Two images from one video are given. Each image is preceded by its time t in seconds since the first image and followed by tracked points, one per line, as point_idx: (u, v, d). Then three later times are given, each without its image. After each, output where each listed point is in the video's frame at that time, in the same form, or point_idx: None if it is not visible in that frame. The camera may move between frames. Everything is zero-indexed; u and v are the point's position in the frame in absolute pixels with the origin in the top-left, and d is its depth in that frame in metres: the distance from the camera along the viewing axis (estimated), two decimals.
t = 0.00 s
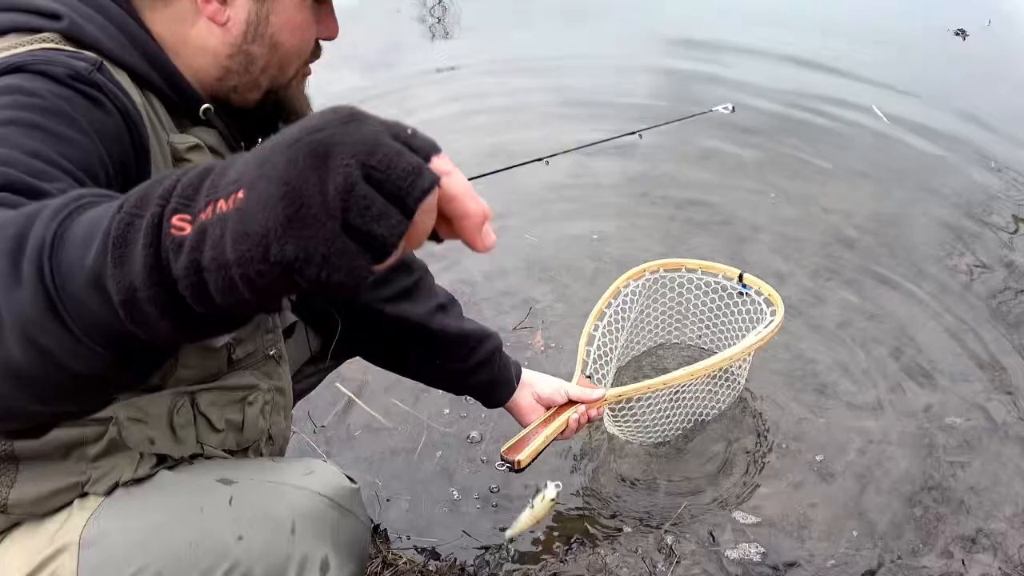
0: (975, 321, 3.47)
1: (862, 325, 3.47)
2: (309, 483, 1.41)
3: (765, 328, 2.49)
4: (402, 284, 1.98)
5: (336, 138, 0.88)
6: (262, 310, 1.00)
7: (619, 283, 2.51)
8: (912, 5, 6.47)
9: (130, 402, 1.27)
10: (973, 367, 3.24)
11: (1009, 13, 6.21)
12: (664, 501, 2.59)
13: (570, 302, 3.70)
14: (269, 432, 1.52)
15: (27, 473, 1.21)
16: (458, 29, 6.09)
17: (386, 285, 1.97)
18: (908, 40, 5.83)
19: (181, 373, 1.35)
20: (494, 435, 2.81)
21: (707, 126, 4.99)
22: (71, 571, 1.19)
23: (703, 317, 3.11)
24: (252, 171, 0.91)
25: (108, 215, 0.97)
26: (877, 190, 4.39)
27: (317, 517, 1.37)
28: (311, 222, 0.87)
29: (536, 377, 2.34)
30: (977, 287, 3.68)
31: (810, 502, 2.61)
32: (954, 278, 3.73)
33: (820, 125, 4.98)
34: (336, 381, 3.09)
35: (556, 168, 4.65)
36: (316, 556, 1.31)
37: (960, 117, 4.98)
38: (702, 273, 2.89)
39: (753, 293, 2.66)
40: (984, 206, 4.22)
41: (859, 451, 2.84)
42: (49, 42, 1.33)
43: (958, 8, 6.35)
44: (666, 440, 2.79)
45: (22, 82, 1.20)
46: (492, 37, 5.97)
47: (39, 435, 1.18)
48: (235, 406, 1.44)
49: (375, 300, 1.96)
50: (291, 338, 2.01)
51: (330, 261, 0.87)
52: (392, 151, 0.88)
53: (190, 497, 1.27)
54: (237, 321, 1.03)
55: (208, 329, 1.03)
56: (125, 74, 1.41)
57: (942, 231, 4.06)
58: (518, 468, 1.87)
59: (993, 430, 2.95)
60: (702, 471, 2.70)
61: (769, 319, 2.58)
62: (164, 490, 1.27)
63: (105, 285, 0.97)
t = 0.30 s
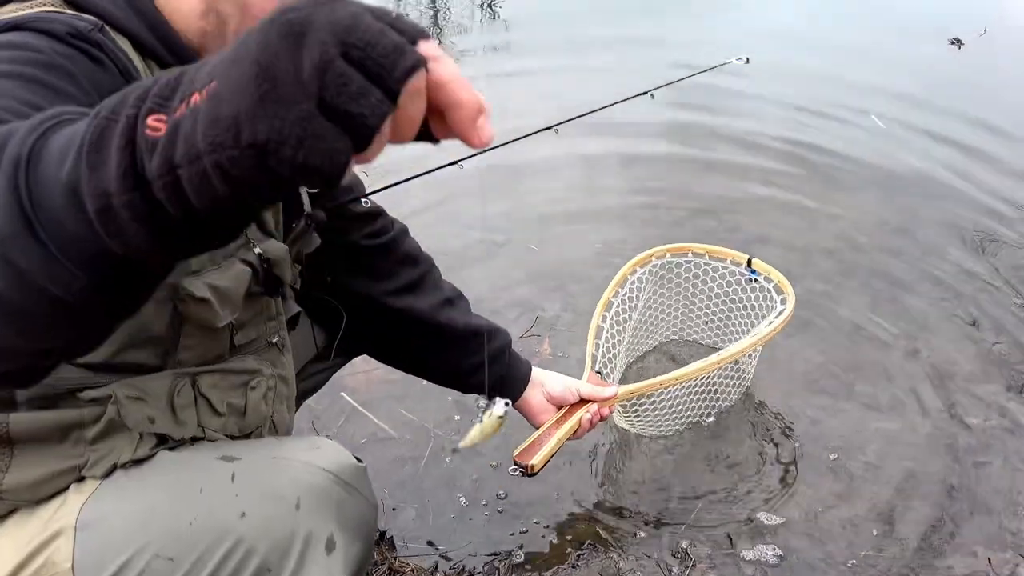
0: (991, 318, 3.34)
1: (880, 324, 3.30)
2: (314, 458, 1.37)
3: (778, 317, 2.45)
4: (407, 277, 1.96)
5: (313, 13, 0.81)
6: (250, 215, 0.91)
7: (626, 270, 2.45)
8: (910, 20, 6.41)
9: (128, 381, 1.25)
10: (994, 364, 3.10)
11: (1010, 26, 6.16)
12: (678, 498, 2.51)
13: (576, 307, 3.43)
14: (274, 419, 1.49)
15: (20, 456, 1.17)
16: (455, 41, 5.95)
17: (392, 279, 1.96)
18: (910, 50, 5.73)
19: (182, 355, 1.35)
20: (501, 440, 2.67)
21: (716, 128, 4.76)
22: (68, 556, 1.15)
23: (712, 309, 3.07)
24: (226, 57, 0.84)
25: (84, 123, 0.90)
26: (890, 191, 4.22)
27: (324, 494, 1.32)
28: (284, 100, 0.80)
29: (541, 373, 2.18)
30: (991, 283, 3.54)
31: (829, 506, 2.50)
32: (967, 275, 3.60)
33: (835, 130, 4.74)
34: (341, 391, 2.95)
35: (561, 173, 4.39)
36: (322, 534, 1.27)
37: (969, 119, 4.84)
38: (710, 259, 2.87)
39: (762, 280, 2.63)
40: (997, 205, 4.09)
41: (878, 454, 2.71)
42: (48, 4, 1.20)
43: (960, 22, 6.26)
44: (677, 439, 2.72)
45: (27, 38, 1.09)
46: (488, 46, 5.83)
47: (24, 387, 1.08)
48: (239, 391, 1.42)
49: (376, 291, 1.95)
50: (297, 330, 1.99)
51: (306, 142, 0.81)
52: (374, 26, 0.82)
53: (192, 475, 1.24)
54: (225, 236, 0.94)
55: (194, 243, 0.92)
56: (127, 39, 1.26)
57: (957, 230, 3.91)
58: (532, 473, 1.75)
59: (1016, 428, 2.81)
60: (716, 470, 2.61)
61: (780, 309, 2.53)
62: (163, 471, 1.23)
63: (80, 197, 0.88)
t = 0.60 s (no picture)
0: (1003, 351, 3.27)
1: (890, 356, 3.23)
2: (321, 462, 1.38)
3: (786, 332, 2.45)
4: (421, 295, 1.95)
5: None
6: (238, 162, 0.90)
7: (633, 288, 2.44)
8: (920, 54, 6.35)
9: (134, 384, 1.26)
10: (1007, 398, 3.03)
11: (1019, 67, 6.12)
12: (692, 527, 2.43)
13: (586, 336, 3.30)
14: (278, 429, 1.49)
15: (23, 457, 1.19)
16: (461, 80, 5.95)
17: (404, 296, 1.95)
18: (920, 88, 5.68)
19: (188, 361, 1.35)
20: (504, 468, 2.59)
21: (724, 164, 4.70)
22: (66, 558, 1.18)
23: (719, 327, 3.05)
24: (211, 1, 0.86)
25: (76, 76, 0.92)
26: (904, 225, 4.14)
27: (329, 498, 1.33)
28: (269, 32, 0.81)
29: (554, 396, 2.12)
30: (1002, 315, 3.48)
31: (840, 537, 2.42)
32: (978, 307, 3.54)
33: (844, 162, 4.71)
34: (347, 414, 2.86)
35: (567, 206, 4.34)
36: (324, 538, 1.28)
37: (979, 158, 4.79)
38: (716, 274, 2.86)
39: (768, 294, 2.63)
40: (1009, 238, 4.02)
41: (891, 484, 2.64)
42: (66, 3, 1.19)
43: (970, 60, 6.20)
44: (694, 466, 2.64)
45: (45, 30, 1.10)
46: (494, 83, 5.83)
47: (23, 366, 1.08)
48: (244, 399, 1.43)
49: (387, 307, 1.95)
50: (305, 347, 1.99)
51: (292, 73, 0.82)
52: None
53: (197, 479, 1.25)
54: (215, 189, 0.92)
55: (181, 194, 0.91)
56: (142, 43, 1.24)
57: (969, 265, 3.84)
58: (546, 500, 1.74)
59: None
60: (733, 497, 2.53)
61: (789, 324, 2.53)
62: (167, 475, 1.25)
63: (68, 147, 0.88)
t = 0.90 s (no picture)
0: (1011, 359, 3.24)
1: (897, 364, 3.20)
2: (331, 460, 1.37)
3: (797, 342, 2.45)
4: (430, 300, 1.95)
5: None
6: (240, 122, 0.89)
7: (643, 298, 2.43)
8: (925, 59, 6.32)
9: (142, 384, 1.26)
10: (1016, 405, 3.00)
11: None
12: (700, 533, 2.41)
13: (592, 344, 3.28)
14: (285, 431, 1.49)
15: (30, 457, 1.19)
16: (465, 91, 5.96)
17: (414, 301, 1.95)
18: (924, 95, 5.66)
19: (196, 361, 1.35)
20: (510, 476, 2.57)
21: (728, 171, 4.69)
22: (74, 559, 1.17)
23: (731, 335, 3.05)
24: None
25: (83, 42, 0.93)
26: (910, 232, 4.12)
27: (340, 496, 1.32)
28: None
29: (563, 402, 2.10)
30: (1008, 322, 3.46)
31: (849, 543, 2.39)
32: (984, 315, 3.51)
33: (848, 169, 4.70)
34: (354, 422, 2.86)
35: (571, 214, 4.33)
36: (335, 536, 1.28)
37: (985, 163, 4.76)
38: (727, 285, 2.85)
39: (779, 305, 2.62)
40: (1015, 245, 4.00)
41: (900, 491, 2.61)
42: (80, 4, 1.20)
43: (976, 65, 6.17)
44: (703, 473, 2.62)
45: (60, 25, 1.10)
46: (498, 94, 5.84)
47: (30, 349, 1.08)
48: (252, 400, 1.43)
49: (396, 312, 1.94)
50: (313, 350, 1.99)
51: (291, 27, 0.79)
52: None
53: (206, 479, 1.25)
54: (216, 150, 0.91)
55: (183, 156, 0.90)
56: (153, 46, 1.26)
57: (976, 270, 3.82)
58: (555, 505, 1.72)
59: None
60: (741, 504, 2.52)
61: (800, 334, 2.52)
62: (176, 474, 1.25)
63: (71, 111, 0.89)
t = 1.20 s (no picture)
0: (1014, 365, 3.23)
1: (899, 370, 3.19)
2: (330, 460, 1.36)
3: (802, 347, 2.43)
4: (432, 303, 1.94)
5: None
6: (204, 89, 0.86)
7: (647, 303, 2.41)
8: (925, 66, 6.33)
9: (140, 383, 1.25)
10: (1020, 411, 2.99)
11: None
12: (702, 539, 2.40)
13: (592, 349, 3.27)
14: (284, 432, 1.48)
15: (26, 456, 1.19)
16: (463, 99, 5.97)
17: (416, 304, 1.94)
18: (925, 103, 5.66)
19: (195, 361, 1.34)
20: (510, 481, 2.56)
21: (729, 178, 4.68)
22: (69, 559, 1.16)
23: (734, 341, 3.03)
24: None
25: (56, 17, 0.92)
26: (910, 238, 4.11)
27: (338, 496, 1.31)
28: None
29: (566, 408, 2.09)
30: (1009, 328, 3.45)
31: (853, 549, 2.37)
32: (986, 320, 3.50)
33: (850, 176, 4.69)
34: (353, 427, 2.84)
35: (570, 221, 4.32)
36: (333, 536, 1.26)
37: (987, 169, 4.76)
38: (731, 290, 2.84)
39: (784, 309, 2.61)
40: (1015, 250, 3.99)
41: (904, 497, 2.59)
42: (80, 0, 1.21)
43: (976, 73, 6.18)
44: (705, 479, 2.61)
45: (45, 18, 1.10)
46: (498, 103, 5.85)
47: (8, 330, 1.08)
48: (250, 400, 1.42)
49: (398, 316, 1.93)
50: (313, 354, 1.98)
51: None
52: None
53: (203, 479, 1.24)
54: (183, 120, 0.88)
55: (148, 125, 0.88)
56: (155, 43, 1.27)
57: (978, 276, 3.81)
58: (559, 511, 1.70)
59: None
60: (742, 510, 2.50)
61: (804, 339, 2.50)
62: (172, 475, 1.24)
63: (38, 80, 0.87)
